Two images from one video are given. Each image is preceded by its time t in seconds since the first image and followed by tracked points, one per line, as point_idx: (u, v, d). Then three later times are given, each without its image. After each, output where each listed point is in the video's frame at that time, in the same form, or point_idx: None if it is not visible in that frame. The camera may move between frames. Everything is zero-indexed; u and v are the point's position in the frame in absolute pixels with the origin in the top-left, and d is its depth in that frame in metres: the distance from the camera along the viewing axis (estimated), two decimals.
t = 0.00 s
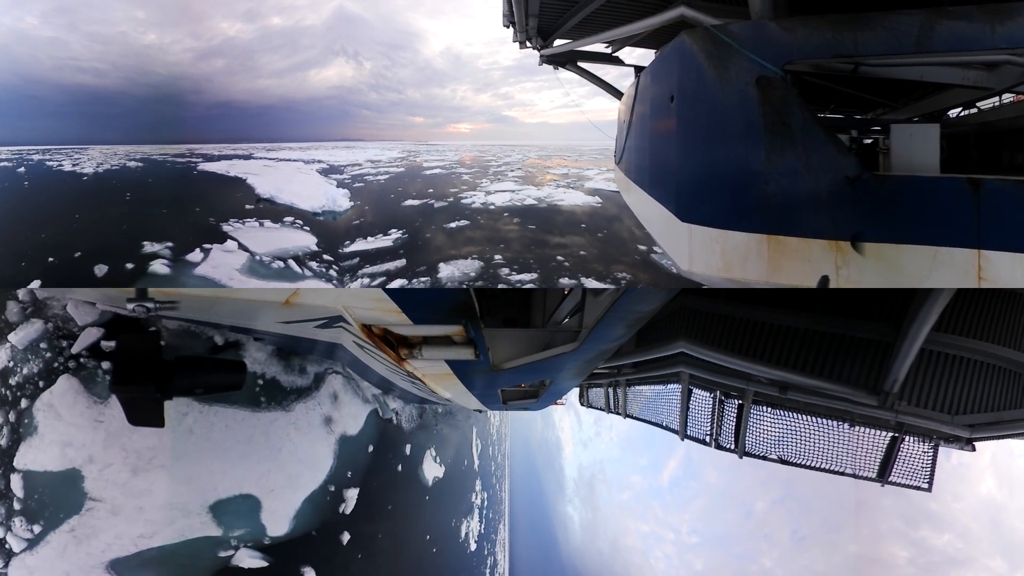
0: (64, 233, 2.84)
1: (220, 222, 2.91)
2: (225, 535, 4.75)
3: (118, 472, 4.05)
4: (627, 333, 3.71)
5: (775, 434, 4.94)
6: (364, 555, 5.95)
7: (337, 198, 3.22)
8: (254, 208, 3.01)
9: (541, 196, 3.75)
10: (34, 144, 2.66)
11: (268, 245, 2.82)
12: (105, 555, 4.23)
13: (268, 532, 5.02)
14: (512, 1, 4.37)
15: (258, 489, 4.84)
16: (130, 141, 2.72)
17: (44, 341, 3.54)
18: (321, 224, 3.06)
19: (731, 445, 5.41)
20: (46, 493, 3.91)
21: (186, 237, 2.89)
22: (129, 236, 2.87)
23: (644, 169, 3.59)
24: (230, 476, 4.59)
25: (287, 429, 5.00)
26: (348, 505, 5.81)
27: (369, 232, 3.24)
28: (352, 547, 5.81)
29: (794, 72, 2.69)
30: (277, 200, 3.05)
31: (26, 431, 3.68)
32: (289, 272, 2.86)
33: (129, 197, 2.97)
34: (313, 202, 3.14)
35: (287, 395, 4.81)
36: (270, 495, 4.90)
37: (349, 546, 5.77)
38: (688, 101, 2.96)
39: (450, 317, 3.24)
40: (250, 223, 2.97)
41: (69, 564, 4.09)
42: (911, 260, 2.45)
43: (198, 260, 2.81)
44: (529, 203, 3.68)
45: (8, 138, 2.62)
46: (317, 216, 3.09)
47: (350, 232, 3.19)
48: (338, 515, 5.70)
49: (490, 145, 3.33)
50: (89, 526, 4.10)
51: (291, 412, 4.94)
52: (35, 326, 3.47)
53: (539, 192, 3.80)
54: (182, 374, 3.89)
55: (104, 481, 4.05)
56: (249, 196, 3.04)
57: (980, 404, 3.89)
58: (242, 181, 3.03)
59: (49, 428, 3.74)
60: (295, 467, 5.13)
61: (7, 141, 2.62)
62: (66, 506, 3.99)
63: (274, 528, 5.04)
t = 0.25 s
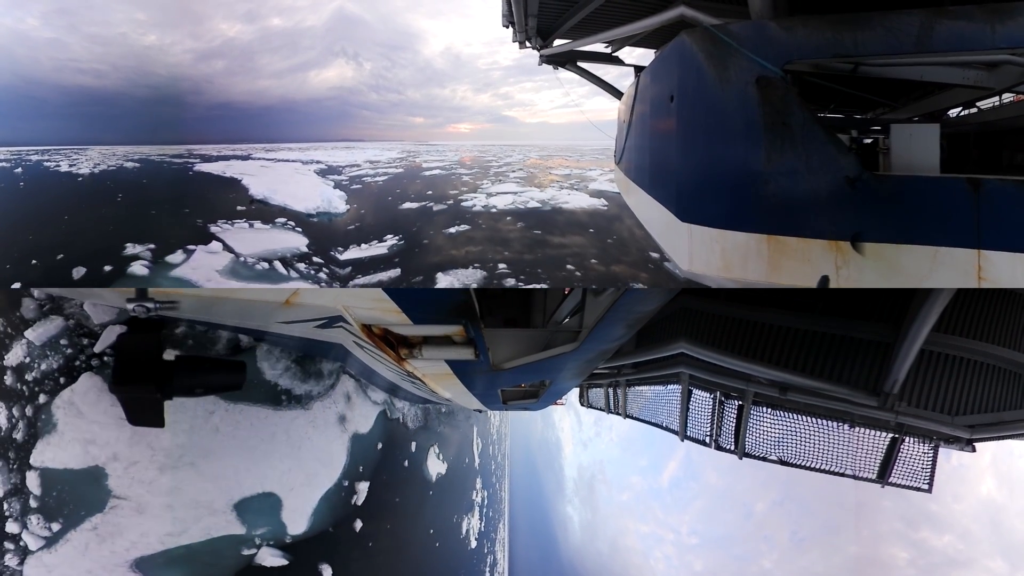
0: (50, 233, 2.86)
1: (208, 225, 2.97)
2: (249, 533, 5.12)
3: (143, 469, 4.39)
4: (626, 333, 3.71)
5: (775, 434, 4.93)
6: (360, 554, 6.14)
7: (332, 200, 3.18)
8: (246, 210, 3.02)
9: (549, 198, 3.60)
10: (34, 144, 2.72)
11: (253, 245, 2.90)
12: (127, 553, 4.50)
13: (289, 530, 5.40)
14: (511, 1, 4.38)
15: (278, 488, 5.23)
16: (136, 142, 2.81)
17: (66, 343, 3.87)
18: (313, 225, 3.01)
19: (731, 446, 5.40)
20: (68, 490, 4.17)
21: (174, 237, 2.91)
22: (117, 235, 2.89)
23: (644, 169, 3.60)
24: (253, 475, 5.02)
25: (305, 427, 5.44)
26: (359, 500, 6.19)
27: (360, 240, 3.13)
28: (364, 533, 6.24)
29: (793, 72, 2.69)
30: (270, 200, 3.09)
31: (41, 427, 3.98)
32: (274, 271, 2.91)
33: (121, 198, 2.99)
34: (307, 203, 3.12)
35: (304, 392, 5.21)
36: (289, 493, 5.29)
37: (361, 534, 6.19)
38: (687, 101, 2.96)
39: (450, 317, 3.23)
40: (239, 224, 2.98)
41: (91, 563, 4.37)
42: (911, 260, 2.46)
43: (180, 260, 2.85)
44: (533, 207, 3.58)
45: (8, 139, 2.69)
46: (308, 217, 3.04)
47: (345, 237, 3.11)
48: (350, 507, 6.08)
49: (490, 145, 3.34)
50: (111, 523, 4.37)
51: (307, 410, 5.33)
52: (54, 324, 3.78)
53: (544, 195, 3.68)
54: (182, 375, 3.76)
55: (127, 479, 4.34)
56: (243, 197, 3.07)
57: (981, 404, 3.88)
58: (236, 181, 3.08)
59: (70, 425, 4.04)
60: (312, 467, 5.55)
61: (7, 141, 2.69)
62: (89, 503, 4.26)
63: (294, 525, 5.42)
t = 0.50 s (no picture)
0: (41, 234, 2.89)
1: (194, 226, 3.03)
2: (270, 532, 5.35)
3: (169, 466, 4.53)
4: (626, 333, 3.71)
5: (775, 434, 4.93)
6: (367, 546, 6.31)
7: (330, 203, 3.25)
8: (239, 211, 3.05)
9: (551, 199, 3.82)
10: (34, 145, 2.73)
11: (240, 246, 2.91)
12: (153, 550, 4.62)
13: (307, 529, 5.62)
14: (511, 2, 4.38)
15: (297, 485, 5.45)
16: (137, 143, 2.85)
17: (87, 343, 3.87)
18: (307, 227, 3.09)
19: (731, 446, 5.40)
20: (91, 487, 4.26)
21: (163, 237, 2.97)
22: (108, 235, 2.95)
23: (644, 169, 3.60)
24: (275, 472, 5.24)
25: (321, 424, 5.70)
26: (370, 491, 6.49)
27: (349, 248, 3.16)
28: (375, 522, 6.52)
29: (794, 71, 2.69)
30: (264, 202, 3.11)
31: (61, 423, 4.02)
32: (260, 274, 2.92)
33: (113, 199, 3.08)
34: (303, 204, 3.18)
35: (323, 391, 5.48)
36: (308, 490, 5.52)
37: (372, 521, 6.48)
38: (687, 101, 2.96)
39: (450, 317, 3.22)
40: (228, 225, 3.01)
41: (115, 560, 4.47)
42: (911, 261, 2.46)
43: (161, 261, 2.91)
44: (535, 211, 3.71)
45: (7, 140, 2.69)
46: (303, 220, 3.11)
47: (338, 242, 3.16)
48: (361, 498, 6.36)
49: (489, 145, 3.35)
50: (135, 520, 4.48)
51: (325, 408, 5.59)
52: (75, 319, 3.74)
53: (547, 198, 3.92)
54: (182, 375, 3.70)
55: (153, 476, 4.47)
56: (236, 198, 3.11)
57: (981, 405, 3.88)
58: (231, 182, 3.12)
59: (93, 421, 4.12)
60: (325, 463, 5.81)
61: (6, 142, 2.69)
62: (112, 500, 4.36)
63: (312, 523, 5.65)
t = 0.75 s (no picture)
0: (35, 235, 2.95)
1: (181, 225, 3.00)
2: (290, 532, 5.63)
3: (198, 466, 4.81)
4: (626, 333, 3.72)
5: (775, 434, 4.94)
6: (379, 535, 6.71)
7: (325, 204, 3.20)
8: (229, 210, 3.02)
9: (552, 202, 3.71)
10: (33, 142, 2.81)
11: (227, 246, 2.93)
12: (180, 550, 4.86)
13: (324, 528, 5.94)
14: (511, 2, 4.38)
15: (315, 487, 5.81)
16: (135, 140, 2.89)
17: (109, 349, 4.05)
18: (299, 227, 3.03)
19: (731, 445, 5.40)
20: (112, 488, 4.50)
21: (144, 238, 2.93)
22: (95, 237, 2.94)
23: (644, 170, 3.61)
24: (297, 473, 5.58)
25: (336, 424, 6.08)
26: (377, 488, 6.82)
27: (343, 254, 3.08)
28: (385, 514, 6.86)
29: (793, 72, 2.69)
30: (257, 201, 3.11)
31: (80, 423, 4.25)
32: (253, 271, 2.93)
33: (105, 199, 3.06)
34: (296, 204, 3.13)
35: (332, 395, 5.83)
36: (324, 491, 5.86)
37: (383, 514, 6.82)
38: (687, 101, 2.96)
39: (450, 317, 3.22)
40: (218, 224, 2.98)
41: (139, 560, 4.72)
42: (911, 260, 2.46)
43: (140, 261, 2.88)
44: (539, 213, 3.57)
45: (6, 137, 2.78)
46: (295, 219, 3.06)
47: (331, 243, 3.09)
48: (372, 492, 6.75)
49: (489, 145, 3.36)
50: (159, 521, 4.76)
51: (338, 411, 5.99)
52: (98, 318, 3.81)
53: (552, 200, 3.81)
54: (183, 374, 3.76)
55: (181, 476, 4.74)
56: (229, 197, 3.07)
57: (981, 404, 3.88)
58: (227, 181, 3.09)
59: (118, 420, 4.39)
60: (340, 464, 6.21)
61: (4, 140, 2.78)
62: (134, 502, 4.62)
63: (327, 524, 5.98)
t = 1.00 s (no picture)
0: (23, 235, 2.93)
1: (167, 229, 3.02)
2: (305, 530, 5.64)
3: (223, 462, 4.86)
4: (626, 333, 3.71)
5: (775, 434, 4.93)
6: (387, 525, 6.77)
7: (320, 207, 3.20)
8: (221, 213, 3.01)
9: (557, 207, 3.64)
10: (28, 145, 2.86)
11: (211, 249, 2.93)
12: (205, 547, 4.93)
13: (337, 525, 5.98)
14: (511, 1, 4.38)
15: (331, 483, 5.84)
16: (137, 143, 2.98)
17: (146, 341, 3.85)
18: (292, 231, 3.05)
19: (731, 446, 5.39)
20: (137, 483, 4.50)
21: (131, 240, 2.93)
22: (83, 241, 2.94)
23: (644, 169, 3.60)
24: (314, 470, 5.60)
25: (350, 424, 6.08)
26: (389, 481, 6.88)
27: (339, 261, 3.04)
28: (393, 504, 6.94)
29: (794, 71, 2.68)
30: (249, 203, 3.11)
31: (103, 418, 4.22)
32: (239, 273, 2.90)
33: (96, 201, 3.05)
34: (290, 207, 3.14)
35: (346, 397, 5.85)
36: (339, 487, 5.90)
37: (391, 505, 6.89)
38: (687, 101, 2.95)
39: (450, 316, 3.22)
40: (207, 227, 2.97)
41: (166, 556, 4.76)
42: (910, 261, 2.46)
43: (121, 263, 2.87)
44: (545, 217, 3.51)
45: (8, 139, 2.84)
46: (288, 222, 3.07)
47: (325, 248, 3.07)
48: (381, 486, 6.77)
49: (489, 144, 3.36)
50: (188, 516, 4.79)
51: (354, 412, 6.04)
52: (117, 315, 3.67)
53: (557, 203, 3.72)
54: (183, 374, 3.72)
55: (207, 471, 4.79)
56: (222, 200, 3.06)
57: (981, 405, 3.87)
58: (221, 182, 3.13)
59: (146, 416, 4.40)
60: (354, 459, 6.22)
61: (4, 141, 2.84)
62: (161, 497, 4.64)
63: (343, 519, 6.06)
